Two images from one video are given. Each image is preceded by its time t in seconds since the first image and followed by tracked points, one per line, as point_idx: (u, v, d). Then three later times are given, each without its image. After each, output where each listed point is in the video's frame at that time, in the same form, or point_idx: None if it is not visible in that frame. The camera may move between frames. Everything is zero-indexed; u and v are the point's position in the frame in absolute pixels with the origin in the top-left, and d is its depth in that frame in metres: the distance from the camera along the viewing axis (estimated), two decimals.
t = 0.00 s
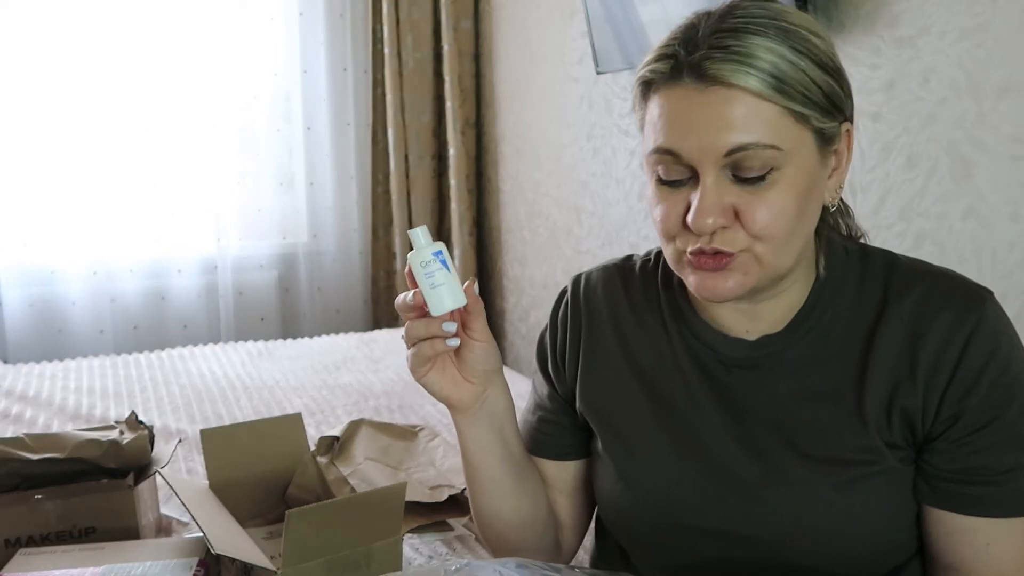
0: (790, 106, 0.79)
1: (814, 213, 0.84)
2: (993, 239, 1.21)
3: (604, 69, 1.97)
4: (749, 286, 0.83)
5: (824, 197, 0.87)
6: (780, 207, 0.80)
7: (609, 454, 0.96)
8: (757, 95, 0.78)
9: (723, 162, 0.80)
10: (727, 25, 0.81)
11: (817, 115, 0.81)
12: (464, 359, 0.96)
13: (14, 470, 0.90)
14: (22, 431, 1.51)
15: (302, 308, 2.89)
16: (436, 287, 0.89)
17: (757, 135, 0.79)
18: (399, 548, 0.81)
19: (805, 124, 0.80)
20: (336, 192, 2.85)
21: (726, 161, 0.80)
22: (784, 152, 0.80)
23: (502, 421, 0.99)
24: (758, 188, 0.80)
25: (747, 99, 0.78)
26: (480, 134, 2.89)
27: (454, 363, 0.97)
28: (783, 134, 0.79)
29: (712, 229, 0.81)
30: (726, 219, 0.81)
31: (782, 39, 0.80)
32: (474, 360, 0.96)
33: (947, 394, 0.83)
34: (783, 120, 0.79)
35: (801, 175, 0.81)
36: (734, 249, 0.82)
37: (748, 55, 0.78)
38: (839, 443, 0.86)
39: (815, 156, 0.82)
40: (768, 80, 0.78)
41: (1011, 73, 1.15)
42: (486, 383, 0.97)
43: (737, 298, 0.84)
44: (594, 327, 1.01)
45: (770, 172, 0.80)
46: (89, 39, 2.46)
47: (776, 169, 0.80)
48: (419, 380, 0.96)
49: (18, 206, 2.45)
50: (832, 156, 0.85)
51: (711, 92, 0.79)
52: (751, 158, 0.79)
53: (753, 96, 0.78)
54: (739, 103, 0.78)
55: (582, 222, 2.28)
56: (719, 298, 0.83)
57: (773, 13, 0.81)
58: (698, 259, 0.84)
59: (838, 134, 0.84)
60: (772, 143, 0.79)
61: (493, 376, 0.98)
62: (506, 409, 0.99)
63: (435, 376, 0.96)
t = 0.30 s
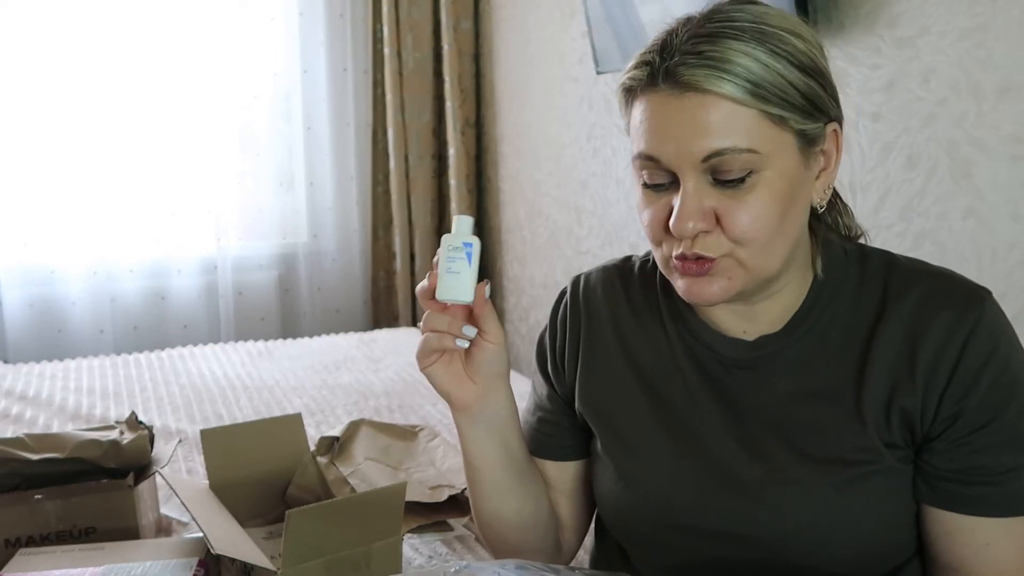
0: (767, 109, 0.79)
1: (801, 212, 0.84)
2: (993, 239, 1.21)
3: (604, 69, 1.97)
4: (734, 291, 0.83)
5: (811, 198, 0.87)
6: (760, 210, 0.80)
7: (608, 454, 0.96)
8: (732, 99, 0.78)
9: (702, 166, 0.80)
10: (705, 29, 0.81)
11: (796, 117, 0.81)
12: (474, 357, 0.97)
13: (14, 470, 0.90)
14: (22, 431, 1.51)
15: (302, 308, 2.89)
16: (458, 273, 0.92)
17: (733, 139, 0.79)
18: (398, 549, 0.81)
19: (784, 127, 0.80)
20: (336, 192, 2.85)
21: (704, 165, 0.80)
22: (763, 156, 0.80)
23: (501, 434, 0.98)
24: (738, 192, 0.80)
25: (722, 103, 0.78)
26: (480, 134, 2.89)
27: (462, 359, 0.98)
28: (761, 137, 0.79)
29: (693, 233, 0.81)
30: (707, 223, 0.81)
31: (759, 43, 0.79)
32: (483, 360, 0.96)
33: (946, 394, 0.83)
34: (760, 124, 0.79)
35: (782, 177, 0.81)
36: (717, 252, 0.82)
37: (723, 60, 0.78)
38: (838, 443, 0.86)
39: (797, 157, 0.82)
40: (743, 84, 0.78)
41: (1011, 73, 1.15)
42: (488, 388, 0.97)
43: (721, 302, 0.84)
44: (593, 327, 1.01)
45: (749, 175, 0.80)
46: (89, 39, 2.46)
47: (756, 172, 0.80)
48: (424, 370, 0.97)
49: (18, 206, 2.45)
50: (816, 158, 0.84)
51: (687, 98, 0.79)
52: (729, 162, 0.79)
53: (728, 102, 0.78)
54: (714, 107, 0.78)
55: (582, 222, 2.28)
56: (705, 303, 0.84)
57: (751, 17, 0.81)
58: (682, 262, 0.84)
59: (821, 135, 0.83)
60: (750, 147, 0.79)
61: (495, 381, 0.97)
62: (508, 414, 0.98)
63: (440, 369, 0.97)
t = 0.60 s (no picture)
0: (757, 111, 0.79)
1: (797, 211, 0.84)
2: (993, 239, 1.21)
3: (604, 69, 1.97)
4: (733, 288, 0.83)
5: (806, 196, 0.87)
6: (754, 209, 0.80)
7: (608, 455, 0.96)
8: (721, 102, 0.78)
9: (693, 168, 0.80)
10: (695, 32, 0.82)
11: (786, 117, 0.81)
12: (466, 366, 0.96)
13: (14, 470, 0.90)
14: (22, 431, 1.51)
15: (302, 307, 2.89)
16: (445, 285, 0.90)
17: (723, 141, 0.79)
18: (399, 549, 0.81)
19: (774, 127, 0.80)
20: (336, 192, 2.85)
21: (696, 167, 0.80)
22: (754, 156, 0.80)
23: (497, 438, 0.98)
24: (731, 193, 0.80)
25: (711, 106, 0.78)
26: (480, 134, 2.89)
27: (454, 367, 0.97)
28: (751, 139, 0.79)
29: (687, 234, 0.82)
30: (700, 223, 0.81)
31: (749, 44, 0.79)
32: (475, 368, 0.96)
33: (945, 393, 0.83)
34: (750, 125, 0.79)
35: (775, 177, 0.81)
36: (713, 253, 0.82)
37: (711, 63, 0.78)
38: (838, 443, 0.86)
39: (790, 157, 0.82)
40: (732, 87, 0.78)
41: (1011, 73, 1.15)
42: (483, 393, 0.97)
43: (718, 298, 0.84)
44: (592, 328, 1.02)
45: (742, 176, 0.80)
46: (89, 38, 2.46)
47: (748, 173, 0.80)
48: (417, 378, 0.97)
49: (18, 206, 2.45)
50: (808, 157, 0.84)
51: (676, 102, 0.79)
52: (721, 163, 0.79)
53: (718, 104, 0.78)
54: (704, 110, 0.78)
55: (582, 222, 2.28)
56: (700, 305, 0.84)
57: (741, 18, 0.81)
58: (679, 263, 0.84)
59: (813, 135, 0.83)
60: (740, 148, 0.79)
61: (490, 386, 0.97)
62: (502, 417, 0.99)
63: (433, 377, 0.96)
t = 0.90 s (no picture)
0: (787, 86, 0.80)
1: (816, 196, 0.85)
2: (993, 239, 1.21)
3: (604, 69, 1.97)
4: (750, 276, 0.82)
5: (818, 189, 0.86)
6: (783, 188, 0.80)
7: (607, 456, 0.96)
8: (756, 72, 0.79)
9: (724, 143, 0.80)
10: (721, 11, 0.83)
11: (812, 98, 0.82)
12: (498, 335, 0.97)
13: (15, 470, 0.90)
14: (22, 431, 1.51)
15: (302, 307, 2.89)
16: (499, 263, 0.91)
17: (757, 112, 0.79)
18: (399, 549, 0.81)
19: (801, 106, 0.81)
20: (336, 192, 2.85)
21: (727, 140, 0.80)
22: (784, 131, 0.80)
23: (515, 415, 0.99)
24: (760, 170, 0.80)
25: (746, 76, 0.79)
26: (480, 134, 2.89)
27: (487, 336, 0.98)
28: (782, 113, 0.80)
29: (716, 211, 0.81)
30: (730, 201, 0.81)
31: (776, 24, 0.81)
32: (507, 339, 0.97)
33: (944, 393, 0.83)
34: (781, 100, 0.80)
35: (801, 156, 0.81)
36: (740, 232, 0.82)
37: (745, 34, 0.79)
38: (836, 443, 0.86)
39: (811, 141, 0.83)
40: (765, 58, 0.79)
41: (1011, 73, 1.15)
42: (507, 367, 0.98)
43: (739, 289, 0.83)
44: (590, 329, 1.02)
45: (770, 153, 0.80)
46: (89, 39, 2.46)
47: (777, 149, 0.80)
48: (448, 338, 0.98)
49: (17, 206, 2.45)
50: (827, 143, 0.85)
51: (708, 73, 0.80)
52: (752, 136, 0.80)
53: (750, 76, 0.79)
54: (738, 80, 0.79)
55: (583, 222, 2.28)
56: (727, 289, 0.82)
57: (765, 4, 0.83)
58: (704, 246, 0.83)
59: (830, 122, 0.85)
60: (773, 120, 0.80)
61: (516, 362, 0.98)
62: (522, 397, 0.99)
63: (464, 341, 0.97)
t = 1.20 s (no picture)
0: (786, 109, 0.79)
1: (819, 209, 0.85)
2: (993, 239, 1.21)
3: (604, 69, 1.97)
4: (760, 287, 0.83)
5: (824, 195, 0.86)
6: (784, 208, 0.80)
7: (609, 458, 0.96)
8: (753, 100, 0.78)
9: (722, 171, 0.80)
10: (716, 31, 0.81)
11: (812, 116, 0.81)
12: (495, 356, 0.97)
13: (15, 470, 0.90)
14: (22, 431, 1.51)
15: (302, 307, 2.89)
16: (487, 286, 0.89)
17: (754, 140, 0.79)
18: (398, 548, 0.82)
19: (802, 125, 0.81)
20: (336, 192, 2.85)
21: (726, 168, 0.80)
22: (784, 156, 0.80)
23: (518, 430, 0.99)
24: (760, 194, 0.80)
25: (743, 105, 0.78)
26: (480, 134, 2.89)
27: (485, 356, 0.98)
28: (780, 138, 0.80)
29: (716, 238, 0.81)
30: (729, 226, 0.81)
31: (773, 43, 0.80)
32: (504, 360, 0.96)
33: (948, 395, 0.83)
34: (780, 123, 0.79)
35: (801, 175, 0.81)
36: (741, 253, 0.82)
37: (740, 61, 0.78)
38: (838, 445, 0.86)
39: (812, 155, 0.82)
40: (762, 84, 0.78)
41: (1011, 74, 1.15)
42: (508, 388, 0.98)
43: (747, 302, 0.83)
44: (593, 330, 1.01)
45: (770, 177, 0.80)
46: (89, 39, 2.46)
47: (777, 173, 0.80)
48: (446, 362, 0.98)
49: (17, 206, 2.45)
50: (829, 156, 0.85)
51: (705, 101, 0.79)
52: (752, 163, 0.79)
53: (747, 103, 0.78)
54: (734, 109, 0.78)
55: (582, 222, 2.28)
56: (727, 305, 0.83)
57: (761, 19, 0.81)
58: (705, 268, 0.84)
59: (833, 134, 0.84)
60: (771, 147, 0.79)
61: (516, 382, 0.98)
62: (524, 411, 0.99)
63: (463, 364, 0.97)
